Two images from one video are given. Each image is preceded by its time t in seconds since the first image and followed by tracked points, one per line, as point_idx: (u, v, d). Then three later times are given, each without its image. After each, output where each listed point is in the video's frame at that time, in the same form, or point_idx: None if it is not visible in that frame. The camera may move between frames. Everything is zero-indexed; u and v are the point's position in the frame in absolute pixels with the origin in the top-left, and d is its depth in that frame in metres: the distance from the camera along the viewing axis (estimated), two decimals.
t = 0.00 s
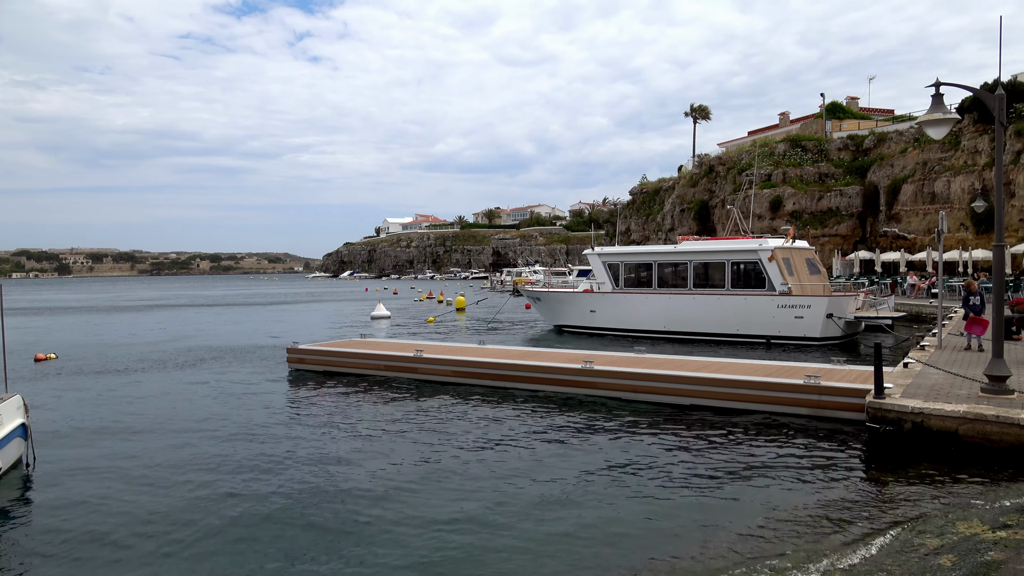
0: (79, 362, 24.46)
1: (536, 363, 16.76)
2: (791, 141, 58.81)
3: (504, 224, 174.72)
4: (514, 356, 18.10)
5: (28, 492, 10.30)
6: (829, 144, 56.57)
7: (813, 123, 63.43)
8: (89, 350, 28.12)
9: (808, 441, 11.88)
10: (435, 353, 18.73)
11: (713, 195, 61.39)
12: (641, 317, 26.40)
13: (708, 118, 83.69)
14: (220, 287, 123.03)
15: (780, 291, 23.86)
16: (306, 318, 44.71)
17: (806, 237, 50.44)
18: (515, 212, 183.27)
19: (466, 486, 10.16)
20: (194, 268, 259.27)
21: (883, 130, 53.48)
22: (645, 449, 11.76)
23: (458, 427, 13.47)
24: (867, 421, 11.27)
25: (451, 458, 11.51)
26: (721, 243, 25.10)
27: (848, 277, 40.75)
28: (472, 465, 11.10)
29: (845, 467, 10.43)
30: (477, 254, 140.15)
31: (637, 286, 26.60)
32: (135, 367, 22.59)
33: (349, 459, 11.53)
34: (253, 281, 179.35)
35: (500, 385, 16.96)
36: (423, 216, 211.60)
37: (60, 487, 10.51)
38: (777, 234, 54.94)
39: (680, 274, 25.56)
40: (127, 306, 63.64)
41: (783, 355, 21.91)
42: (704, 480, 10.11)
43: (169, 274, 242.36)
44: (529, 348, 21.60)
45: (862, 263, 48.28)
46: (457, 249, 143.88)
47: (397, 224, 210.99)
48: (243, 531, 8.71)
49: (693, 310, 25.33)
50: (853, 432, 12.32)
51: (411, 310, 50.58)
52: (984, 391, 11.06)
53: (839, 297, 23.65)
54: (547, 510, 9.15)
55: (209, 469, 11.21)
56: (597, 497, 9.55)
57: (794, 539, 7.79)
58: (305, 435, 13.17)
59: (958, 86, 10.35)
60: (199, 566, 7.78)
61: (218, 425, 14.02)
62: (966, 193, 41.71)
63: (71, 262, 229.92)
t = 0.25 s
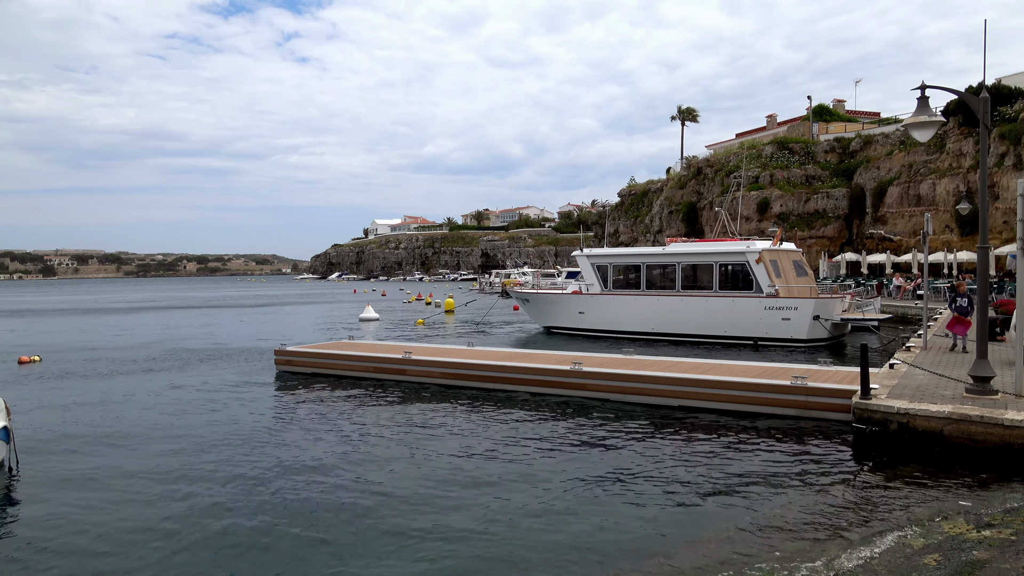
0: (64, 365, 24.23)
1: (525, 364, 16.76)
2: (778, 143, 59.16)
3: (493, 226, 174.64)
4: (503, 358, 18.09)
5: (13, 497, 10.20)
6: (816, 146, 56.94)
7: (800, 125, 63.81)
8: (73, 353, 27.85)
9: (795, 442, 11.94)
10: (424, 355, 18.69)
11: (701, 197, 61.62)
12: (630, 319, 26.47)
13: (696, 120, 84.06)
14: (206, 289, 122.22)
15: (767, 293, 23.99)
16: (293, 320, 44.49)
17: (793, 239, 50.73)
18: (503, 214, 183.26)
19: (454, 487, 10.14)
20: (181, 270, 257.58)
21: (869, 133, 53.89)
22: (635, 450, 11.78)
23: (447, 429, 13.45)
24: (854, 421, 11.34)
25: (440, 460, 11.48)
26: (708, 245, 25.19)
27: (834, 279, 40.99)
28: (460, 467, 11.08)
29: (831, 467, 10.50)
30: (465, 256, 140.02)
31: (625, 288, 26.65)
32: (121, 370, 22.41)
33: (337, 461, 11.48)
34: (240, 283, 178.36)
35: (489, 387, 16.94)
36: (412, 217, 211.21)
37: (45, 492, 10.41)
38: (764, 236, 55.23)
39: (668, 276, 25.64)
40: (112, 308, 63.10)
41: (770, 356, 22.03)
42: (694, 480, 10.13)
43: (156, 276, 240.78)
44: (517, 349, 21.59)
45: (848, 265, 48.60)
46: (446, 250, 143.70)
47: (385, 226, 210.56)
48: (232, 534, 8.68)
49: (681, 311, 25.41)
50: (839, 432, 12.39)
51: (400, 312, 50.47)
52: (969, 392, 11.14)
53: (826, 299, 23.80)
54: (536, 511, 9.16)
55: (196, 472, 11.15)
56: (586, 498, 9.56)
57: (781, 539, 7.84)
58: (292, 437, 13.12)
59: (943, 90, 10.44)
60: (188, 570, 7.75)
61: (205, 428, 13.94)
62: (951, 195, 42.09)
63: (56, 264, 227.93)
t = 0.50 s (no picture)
0: (49, 368, 24.03)
1: (514, 366, 16.75)
2: (765, 145, 59.47)
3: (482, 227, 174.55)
4: (491, 359, 18.08)
5: None
6: (802, 148, 57.29)
7: (787, 127, 64.17)
8: (58, 356, 27.60)
9: (783, 443, 12.00)
10: (412, 356, 18.65)
11: (689, 199, 61.86)
12: (618, 320, 26.54)
13: (684, 122, 84.37)
14: (193, 291, 121.48)
15: (755, 294, 24.10)
16: (281, 322, 44.28)
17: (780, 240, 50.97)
18: (492, 215, 183.26)
19: (443, 490, 10.12)
20: (167, 271, 255.93)
21: (855, 135, 54.27)
22: (624, 452, 11.80)
23: (436, 431, 13.42)
24: (841, 422, 11.39)
25: (429, 462, 11.46)
26: (696, 246, 25.28)
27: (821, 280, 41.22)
28: (449, 469, 11.05)
29: (818, 468, 10.57)
30: (454, 257, 139.89)
31: (614, 289, 26.70)
32: (107, 373, 22.23)
33: (325, 464, 11.43)
34: (228, 284, 177.44)
35: (478, 389, 16.92)
36: (400, 219, 210.81)
37: (30, 496, 10.33)
38: (752, 237, 55.50)
39: (657, 277, 25.71)
40: (98, 310, 62.60)
41: (757, 357, 22.14)
42: (683, 482, 10.17)
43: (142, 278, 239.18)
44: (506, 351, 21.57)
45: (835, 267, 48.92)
46: (435, 252, 143.52)
47: (374, 228, 210.09)
48: (220, 537, 8.63)
49: (669, 313, 25.49)
50: (827, 433, 12.45)
51: (388, 313, 50.35)
52: (955, 391, 11.22)
53: (813, 300, 23.93)
54: (526, 513, 9.14)
55: (183, 475, 11.07)
56: (577, 500, 9.57)
57: (770, 540, 7.86)
58: (280, 440, 13.05)
59: (929, 92, 10.51)
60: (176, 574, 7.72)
61: (192, 431, 13.87)
62: (936, 197, 42.44)
63: (40, 266, 225.91)
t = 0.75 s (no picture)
0: (31, 371, 23.75)
1: (501, 367, 16.73)
2: (751, 147, 59.82)
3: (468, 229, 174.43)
4: (478, 361, 18.07)
5: None
6: (787, 150, 57.66)
7: (772, 129, 64.58)
8: (40, 359, 27.28)
9: (769, 442, 12.06)
10: (399, 358, 18.59)
11: (676, 200, 62.09)
12: (606, 321, 26.59)
13: (670, 124, 84.73)
14: (178, 293, 120.53)
15: (740, 295, 24.22)
16: (266, 324, 43.99)
17: (765, 241, 51.27)
18: (479, 217, 183.21)
19: (430, 491, 10.08)
20: (151, 274, 253.85)
21: (839, 137, 54.70)
22: (612, 452, 11.81)
23: (423, 433, 13.37)
24: (826, 422, 11.47)
25: (416, 464, 11.41)
26: (683, 248, 25.37)
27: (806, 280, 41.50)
28: (437, 471, 11.01)
29: (804, 467, 10.63)
30: (441, 259, 139.70)
31: (601, 290, 26.75)
32: (90, 376, 22.00)
33: (311, 466, 11.36)
34: (213, 286, 176.24)
35: (466, 391, 16.88)
36: (387, 220, 210.32)
37: (12, 500, 10.21)
38: (737, 239, 55.79)
39: (643, 278, 25.77)
40: (80, 313, 61.98)
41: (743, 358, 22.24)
42: (671, 482, 10.18)
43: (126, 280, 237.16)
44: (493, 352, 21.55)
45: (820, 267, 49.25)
46: (422, 253, 143.26)
47: (360, 229, 209.47)
48: (206, 539, 8.57)
49: (655, 314, 25.56)
50: (812, 433, 12.52)
51: (375, 315, 50.19)
52: (937, 391, 11.33)
53: (798, 301, 24.07)
54: (513, 514, 9.14)
55: (169, 478, 10.98)
56: (564, 501, 9.57)
57: (755, 540, 7.89)
58: (266, 442, 12.97)
59: (911, 94, 10.61)
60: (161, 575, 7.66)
61: (177, 434, 13.76)
62: (919, 198, 42.84)
63: (22, 268, 223.50)
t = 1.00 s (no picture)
0: (16, 374, 23.55)
1: (490, 368, 16.71)
2: (738, 149, 60.13)
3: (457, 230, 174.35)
4: (467, 362, 18.05)
5: None
6: (774, 152, 57.99)
7: (759, 131, 64.89)
8: (25, 362, 27.03)
9: (757, 442, 12.12)
10: (387, 360, 18.55)
11: (664, 202, 62.31)
12: (594, 322, 26.65)
13: (658, 126, 85.02)
14: (164, 295, 119.81)
15: (727, 296, 24.32)
16: (254, 326, 43.77)
17: (753, 242, 51.51)
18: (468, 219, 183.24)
19: (417, 493, 10.08)
20: (138, 275, 252.07)
21: (826, 139, 55.07)
22: (599, 453, 11.83)
23: (411, 435, 13.35)
24: (813, 422, 11.53)
25: (404, 465, 11.39)
26: (670, 249, 25.43)
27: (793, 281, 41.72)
28: (425, 473, 11.00)
29: (790, 467, 10.68)
30: (430, 261, 139.55)
31: (589, 292, 26.81)
32: (75, 379, 21.85)
33: (298, 469, 11.32)
34: (200, 288, 175.29)
35: (454, 393, 16.85)
36: (375, 222, 209.92)
37: None
38: (725, 240, 56.05)
39: (631, 279, 25.85)
40: (66, 315, 61.49)
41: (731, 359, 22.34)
42: (659, 482, 10.20)
43: (112, 282, 235.43)
44: (482, 354, 21.54)
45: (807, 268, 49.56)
46: (411, 255, 143.05)
47: (349, 231, 208.98)
48: (194, 543, 8.52)
49: (644, 315, 25.63)
50: (799, 433, 12.58)
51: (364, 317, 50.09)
52: (923, 391, 11.41)
53: (785, 302, 24.19)
54: (501, 516, 9.13)
55: (156, 482, 10.90)
56: (552, 501, 9.57)
57: (743, 540, 7.90)
58: (253, 445, 12.92)
59: (896, 97, 10.69)
60: None
61: (164, 436, 13.71)
62: (905, 200, 43.19)
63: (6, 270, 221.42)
